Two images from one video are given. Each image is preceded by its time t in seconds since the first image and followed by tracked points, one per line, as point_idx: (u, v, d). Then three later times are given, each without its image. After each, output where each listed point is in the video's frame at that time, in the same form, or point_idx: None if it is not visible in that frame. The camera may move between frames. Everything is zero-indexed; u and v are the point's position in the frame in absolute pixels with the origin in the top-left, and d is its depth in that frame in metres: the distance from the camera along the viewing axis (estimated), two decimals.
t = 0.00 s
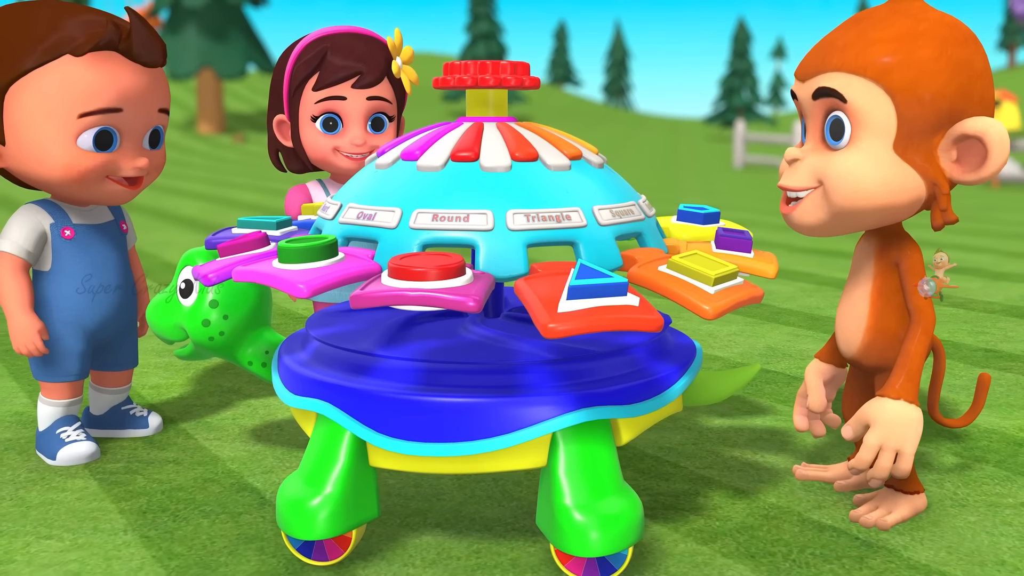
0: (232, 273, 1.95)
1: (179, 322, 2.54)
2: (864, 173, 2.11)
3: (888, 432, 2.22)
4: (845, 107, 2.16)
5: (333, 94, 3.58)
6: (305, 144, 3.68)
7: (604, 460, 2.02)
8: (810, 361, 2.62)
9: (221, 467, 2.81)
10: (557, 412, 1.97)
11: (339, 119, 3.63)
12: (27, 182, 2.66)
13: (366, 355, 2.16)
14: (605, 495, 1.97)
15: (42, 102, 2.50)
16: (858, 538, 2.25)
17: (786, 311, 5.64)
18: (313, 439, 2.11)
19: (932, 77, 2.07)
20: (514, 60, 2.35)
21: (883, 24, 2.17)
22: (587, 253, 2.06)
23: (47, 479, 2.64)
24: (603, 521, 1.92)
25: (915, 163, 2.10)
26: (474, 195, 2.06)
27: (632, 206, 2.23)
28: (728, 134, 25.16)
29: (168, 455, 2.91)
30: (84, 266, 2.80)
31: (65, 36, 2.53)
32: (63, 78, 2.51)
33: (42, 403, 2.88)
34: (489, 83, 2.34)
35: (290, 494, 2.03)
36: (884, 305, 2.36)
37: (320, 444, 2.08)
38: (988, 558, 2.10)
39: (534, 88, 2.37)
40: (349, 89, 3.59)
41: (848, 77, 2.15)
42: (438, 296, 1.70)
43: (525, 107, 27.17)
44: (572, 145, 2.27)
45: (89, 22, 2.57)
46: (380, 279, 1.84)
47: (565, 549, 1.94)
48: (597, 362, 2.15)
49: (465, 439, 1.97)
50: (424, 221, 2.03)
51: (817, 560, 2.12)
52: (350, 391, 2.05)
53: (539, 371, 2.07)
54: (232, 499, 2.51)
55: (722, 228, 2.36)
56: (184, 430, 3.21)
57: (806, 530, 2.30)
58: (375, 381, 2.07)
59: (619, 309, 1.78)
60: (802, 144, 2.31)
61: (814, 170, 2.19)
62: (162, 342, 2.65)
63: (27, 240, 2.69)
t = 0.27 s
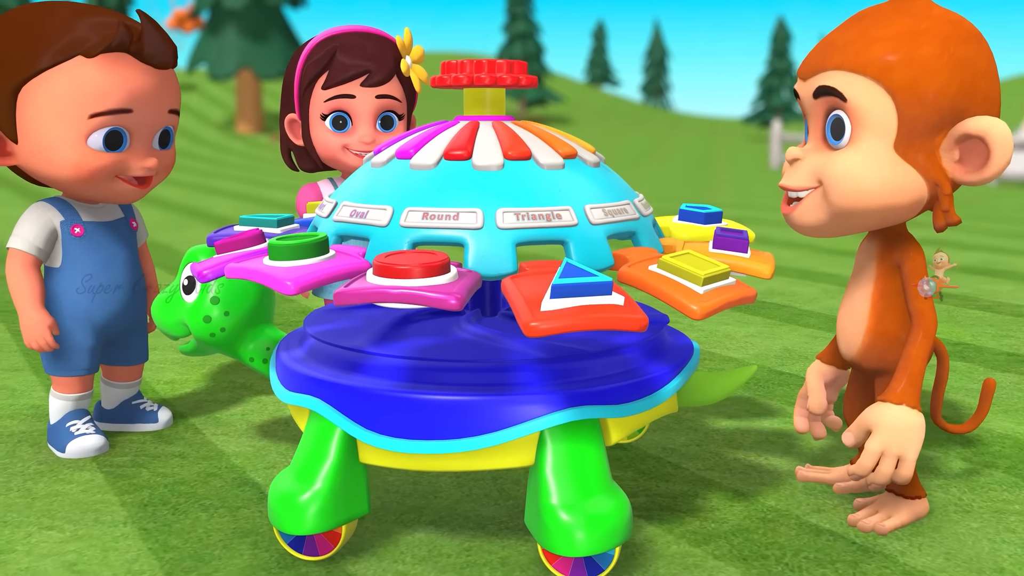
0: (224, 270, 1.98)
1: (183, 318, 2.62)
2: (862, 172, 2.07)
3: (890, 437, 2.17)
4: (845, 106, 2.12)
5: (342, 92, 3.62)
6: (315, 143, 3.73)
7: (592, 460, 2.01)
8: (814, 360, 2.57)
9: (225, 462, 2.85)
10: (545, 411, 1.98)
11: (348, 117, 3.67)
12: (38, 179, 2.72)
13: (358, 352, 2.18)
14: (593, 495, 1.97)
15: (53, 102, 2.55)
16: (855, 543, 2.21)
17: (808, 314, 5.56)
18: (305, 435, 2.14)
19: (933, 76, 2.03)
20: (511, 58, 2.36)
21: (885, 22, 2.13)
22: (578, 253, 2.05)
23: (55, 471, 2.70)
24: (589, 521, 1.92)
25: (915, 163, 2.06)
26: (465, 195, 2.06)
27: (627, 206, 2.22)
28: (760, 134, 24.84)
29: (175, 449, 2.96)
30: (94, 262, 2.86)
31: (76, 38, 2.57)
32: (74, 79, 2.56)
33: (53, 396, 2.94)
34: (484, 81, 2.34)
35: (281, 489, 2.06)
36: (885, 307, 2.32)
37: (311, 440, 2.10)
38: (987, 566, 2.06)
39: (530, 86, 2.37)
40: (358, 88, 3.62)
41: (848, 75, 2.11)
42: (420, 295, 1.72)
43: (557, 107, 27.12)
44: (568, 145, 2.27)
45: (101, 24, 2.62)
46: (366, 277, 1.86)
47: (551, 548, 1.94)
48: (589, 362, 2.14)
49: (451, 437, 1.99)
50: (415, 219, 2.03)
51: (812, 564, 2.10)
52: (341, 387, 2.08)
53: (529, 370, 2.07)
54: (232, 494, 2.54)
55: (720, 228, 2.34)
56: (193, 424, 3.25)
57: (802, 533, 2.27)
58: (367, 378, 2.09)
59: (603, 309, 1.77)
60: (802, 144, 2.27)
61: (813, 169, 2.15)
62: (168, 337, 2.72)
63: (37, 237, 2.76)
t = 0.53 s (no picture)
0: (218, 267, 2.01)
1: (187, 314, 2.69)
2: (859, 169, 2.03)
3: (892, 440, 2.09)
4: (842, 103, 2.09)
5: (351, 91, 3.68)
6: (325, 141, 3.79)
7: (580, 458, 2.01)
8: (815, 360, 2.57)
9: (230, 456, 2.89)
10: (532, 408, 1.98)
11: (358, 116, 3.73)
12: (49, 177, 2.79)
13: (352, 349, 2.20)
14: (580, 493, 1.96)
15: (60, 100, 2.61)
16: (851, 547, 2.18)
17: (831, 315, 5.48)
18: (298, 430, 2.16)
19: (930, 71, 1.99)
20: (507, 58, 2.38)
21: (881, 18, 2.10)
22: (567, 251, 2.05)
23: (64, 463, 2.76)
24: (575, 520, 1.92)
25: (913, 161, 2.02)
26: (456, 192, 2.08)
27: (619, 205, 2.21)
28: (795, 133, 24.51)
29: (182, 443, 3.01)
30: (103, 258, 2.92)
31: (81, 38, 2.63)
32: (80, 77, 2.61)
33: (66, 390, 3.01)
34: (481, 80, 2.35)
35: (273, 483, 2.09)
36: (884, 307, 2.29)
37: (303, 435, 2.12)
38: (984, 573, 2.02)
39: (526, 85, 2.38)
40: (367, 87, 3.68)
41: (844, 71, 2.08)
42: (402, 292, 1.73)
43: (588, 107, 27.04)
44: (562, 144, 2.27)
45: (106, 23, 2.67)
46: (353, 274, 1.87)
47: (537, 546, 1.94)
48: (579, 361, 2.14)
49: (439, 434, 2.00)
50: (406, 217, 2.05)
51: (804, 567, 2.07)
52: (332, 383, 2.10)
53: (519, 368, 2.08)
54: (233, 488, 2.58)
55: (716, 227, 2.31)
56: (203, 419, 3.30)
57: (797, 536, 2.25)
58: (358, 375, 2.11)
59: (586, 307, 1.77)
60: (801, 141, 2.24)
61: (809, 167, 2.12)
62: (174, 331, 2.79)
63: (49, 234, 2.82)
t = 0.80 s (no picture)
0: (213, 263, 2.05)
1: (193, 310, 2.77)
2: (848, 168, 2.01)
3: (885, 441, 2.06)
4: (832, 102, 2.07)
5: (363, 91, 3.70)
6: (338, 142, 3.79)
7: (569, 456, 2.01)
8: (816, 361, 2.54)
9: (236, 450, 2.94)
10: (520, 405, 1.99)
11: (369, 115, 3.75)
12: (60, 175, 2.86)
13: (346, 345, 2.23)
14: (568, 491, 1.97)
15: (64, 97, 2.67)
16: (846, 550, 2.16)
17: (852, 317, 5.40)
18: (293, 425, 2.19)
19: (919, 68, 1.96)
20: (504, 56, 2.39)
21: (871, 15, 2.08)
22: (556, 250, 2.05)
23: (74, 455, 2.83)
24: (562, 517, 1.92)
25: (903, 158, 2.00)
26: (446, 190, 2.09)
27: (611, 203, 2.21)
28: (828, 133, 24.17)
29: (190, 437, 3.06)
30: (115, 255, 2.99)
31: (84, 36, 2.69)
32: (82, 74, 2.67)
33: (80, 384, 3.08)
34: (476, 78, 2.35)
35: (267, 477, 2.12)
36: (883, 307, 2.26)
37: (297, 430, 2.15)
38: None
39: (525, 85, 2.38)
40: (378, 86, 3.71)
41: (832, 70, 2.06)
42: (388, 289, 1.74)
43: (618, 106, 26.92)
44: (557, 142, 2.27)
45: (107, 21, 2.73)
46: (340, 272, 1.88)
47: (524, 543, 1.95)
48: (570, 359, 2.14)
49: (428, 430, 2.02)
50: (397, 215, 2.07)
51: (795, 570, 2.06)
52: (325, 379, 2.12)
53: (508, 365, 2.09)
54: (235, 481, 2.62)
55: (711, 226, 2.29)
56: (212, 413, 3.36)
57: (792, 538, 2.23)
58: (351, 370, 2.13)
59: (568, 304, 1.78)
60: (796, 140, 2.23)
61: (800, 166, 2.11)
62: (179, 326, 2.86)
63: (61, 230, 2.89)
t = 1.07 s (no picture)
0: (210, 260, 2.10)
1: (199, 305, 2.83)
2: (840, 167, 2.00)
3: (878, 441, 2.04)
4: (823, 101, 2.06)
5: (374, 90, 3.71)
6: (349, 141, 3.81)
7: (558, 453, 2.02)
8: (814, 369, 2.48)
9: (243, 443, 2.99)
10: (509, 402, 2.00)
11: (381, 114, 3.76)
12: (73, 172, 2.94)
13: (341, 342, 2.26)
14: (556, 488, 1.98)
15: (71, 94, 2.74)
16: (840, 552, 2.14)
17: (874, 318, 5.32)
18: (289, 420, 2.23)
19: (908, 66, 1.94)
20: (502, 56, 2.39)
21: (861, 14, 2.06)
22: (546, 248, 2.06)
23: (86, 447, 2.90)
24: (548, 514, 1.93)
25: (896, 157, 1.98)
26: (439, 189, 2.11)
27: (604, 201, 2.21)
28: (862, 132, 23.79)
29: (200, 430, 3.12)
30: (127, 250, 3.05)
31: (88, 34, 2.76)
32: (88, 71, 2.74)
33: (94, 377, 3.15)
34: (472, 78, 2.36)
35: (261, 471, 2.15)
36: (881, 307, 2.23)
37: (292, 424, 2.19)
38: None
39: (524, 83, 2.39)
40: (389, 85, 3.71)
41: (823, 70, 2.05)
42: (375, 286, 1.76)
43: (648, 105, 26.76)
44: (551, 140, 2.28)
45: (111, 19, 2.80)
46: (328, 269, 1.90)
47: (511, 539, 1.96)
48: (561, 357, 2.15)
49: (419, 425, 2.04)
50: (389, 213, 2.10)
51: (786, 571, 2.04)
52: (320, 374, 2.15)
53: (500, 362, 2.10)
54: (239, 474, 2.67)
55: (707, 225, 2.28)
56: (224, 407, 3.42)
57: (786, 539, 2.21)
58: (345, 366, 2.16)
59: (549, 301, 1.78)
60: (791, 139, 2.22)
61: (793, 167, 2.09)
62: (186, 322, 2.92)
63: (76, 227, 2.97)
